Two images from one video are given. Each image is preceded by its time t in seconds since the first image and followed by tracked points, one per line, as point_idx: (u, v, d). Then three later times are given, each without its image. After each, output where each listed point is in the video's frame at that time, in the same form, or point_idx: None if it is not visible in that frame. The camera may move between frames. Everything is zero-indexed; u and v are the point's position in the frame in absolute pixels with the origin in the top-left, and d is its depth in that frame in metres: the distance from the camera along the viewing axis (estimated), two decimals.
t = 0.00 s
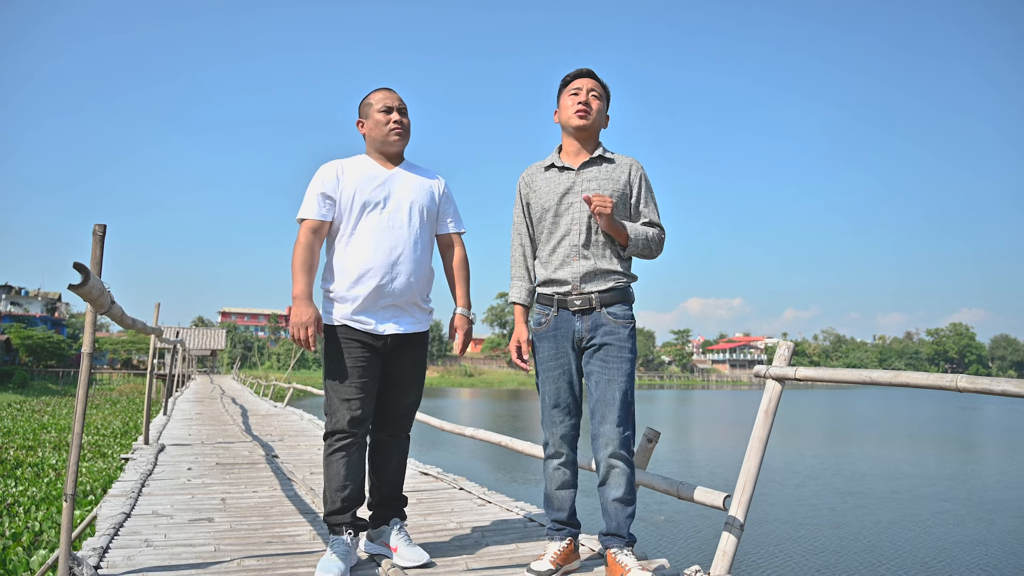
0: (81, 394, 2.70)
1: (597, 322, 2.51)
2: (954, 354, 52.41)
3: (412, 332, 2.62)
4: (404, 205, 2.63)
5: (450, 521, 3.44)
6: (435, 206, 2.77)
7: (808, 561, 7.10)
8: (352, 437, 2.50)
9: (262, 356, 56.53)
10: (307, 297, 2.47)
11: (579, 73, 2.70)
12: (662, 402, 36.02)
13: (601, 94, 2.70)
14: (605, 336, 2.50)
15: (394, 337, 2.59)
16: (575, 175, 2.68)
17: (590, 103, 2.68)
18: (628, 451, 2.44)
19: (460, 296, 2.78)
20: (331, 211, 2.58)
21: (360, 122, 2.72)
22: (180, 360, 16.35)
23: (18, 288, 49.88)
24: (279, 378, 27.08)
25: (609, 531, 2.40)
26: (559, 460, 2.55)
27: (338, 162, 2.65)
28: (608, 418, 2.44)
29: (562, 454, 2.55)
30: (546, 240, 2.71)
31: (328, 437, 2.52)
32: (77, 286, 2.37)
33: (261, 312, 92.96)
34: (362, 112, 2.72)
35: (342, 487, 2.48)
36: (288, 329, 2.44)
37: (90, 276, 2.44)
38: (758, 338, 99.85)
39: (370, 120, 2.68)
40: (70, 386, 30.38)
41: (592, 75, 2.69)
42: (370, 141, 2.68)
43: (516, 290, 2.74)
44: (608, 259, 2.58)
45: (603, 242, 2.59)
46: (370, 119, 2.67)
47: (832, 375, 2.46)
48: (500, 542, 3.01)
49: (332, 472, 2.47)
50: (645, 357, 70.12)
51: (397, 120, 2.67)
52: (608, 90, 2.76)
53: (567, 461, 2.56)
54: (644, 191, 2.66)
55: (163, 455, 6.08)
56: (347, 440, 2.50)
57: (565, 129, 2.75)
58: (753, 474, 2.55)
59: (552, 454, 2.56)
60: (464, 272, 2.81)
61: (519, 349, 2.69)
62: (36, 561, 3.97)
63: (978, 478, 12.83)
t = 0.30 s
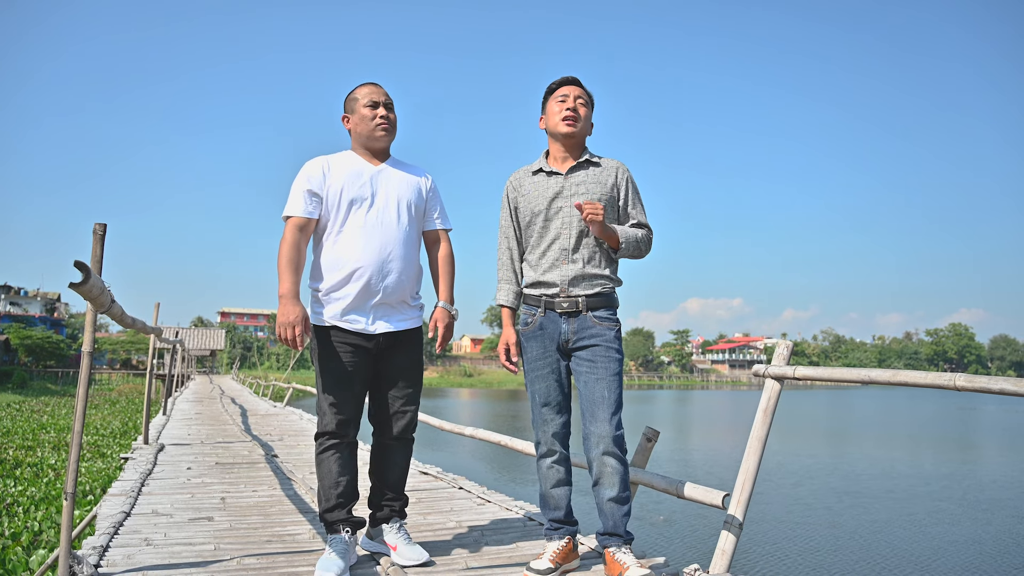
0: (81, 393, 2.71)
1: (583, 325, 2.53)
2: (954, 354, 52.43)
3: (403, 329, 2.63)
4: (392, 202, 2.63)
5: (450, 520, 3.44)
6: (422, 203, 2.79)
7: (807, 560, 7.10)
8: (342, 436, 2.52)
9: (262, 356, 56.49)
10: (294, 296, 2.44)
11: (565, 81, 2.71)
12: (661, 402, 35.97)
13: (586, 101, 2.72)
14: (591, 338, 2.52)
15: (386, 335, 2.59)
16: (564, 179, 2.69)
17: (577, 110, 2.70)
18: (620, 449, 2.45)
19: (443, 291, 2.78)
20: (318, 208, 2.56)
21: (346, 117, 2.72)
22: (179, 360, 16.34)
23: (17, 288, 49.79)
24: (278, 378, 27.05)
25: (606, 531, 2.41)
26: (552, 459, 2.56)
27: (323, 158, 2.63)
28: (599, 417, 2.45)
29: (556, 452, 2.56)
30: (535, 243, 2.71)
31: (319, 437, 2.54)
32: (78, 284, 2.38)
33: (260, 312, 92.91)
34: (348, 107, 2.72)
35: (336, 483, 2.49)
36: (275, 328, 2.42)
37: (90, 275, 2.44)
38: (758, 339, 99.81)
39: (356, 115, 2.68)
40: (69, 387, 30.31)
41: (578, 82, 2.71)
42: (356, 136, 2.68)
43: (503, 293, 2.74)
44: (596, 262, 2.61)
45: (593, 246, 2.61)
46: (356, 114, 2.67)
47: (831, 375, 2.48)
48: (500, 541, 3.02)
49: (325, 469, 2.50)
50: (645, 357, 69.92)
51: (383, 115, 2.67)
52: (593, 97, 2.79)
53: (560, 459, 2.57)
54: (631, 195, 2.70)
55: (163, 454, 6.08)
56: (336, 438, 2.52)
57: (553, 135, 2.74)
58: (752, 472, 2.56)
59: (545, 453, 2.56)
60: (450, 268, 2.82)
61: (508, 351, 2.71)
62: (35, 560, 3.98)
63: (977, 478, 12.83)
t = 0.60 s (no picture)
0: (82, 391, 2.71)
1: (581, 324, 2.54)
2: (954, 354, 52.43)
3: (398, 328, 2.64)
4: (385, 200, 2.64)
5: (450, 519, 3.44)
6: (415, 200, 2.79)
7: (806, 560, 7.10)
8: (339, 436, 2.52)
9: (262, 356, 56.50)
10: (287, 300, 2.44)
11: (561, 80, 2.72)
12: (661, 403, 35.92)
13: (584, 101, 2.73)
14: (590, 336, 2.53)
15: (381, 334, 2.60)
16: (560, 179, 2.69)
17: (574, 109, 2.70)
18: (619, 446, 2.46)
19: (438, 289, 2.79)
20: (310, 210, 2.56)
21: (334, 116, 2.72)
22: (180, 360, 16.34)
23: (17, 288, 49.77)
24: (279, 378, 27.04)
25: (606, 528, 2.41)
26: (551, 456, 2.56)
27: (313, 158, 2.63)
28: (598, 415, 2.46)
29: (554, 450, 2.56)
30: (531, 242, 2.71)
31: (316, 438, 2.55)
32: (79, 282, 2.39)
33: (260, 312, 92.95)
34: (336, 106, 2.72)
35: (334, 483, 2.49)
36: (269, 332, 2.42)
37: (91, 273, 2.45)
38: (758, 339, 99.74)
39: (344, 113, 2.68)
40: (69, 386, 30.30)
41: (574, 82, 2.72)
42: (345, 134, 2.69)
43: (498, 292, 2.73)
44: (592, 261, 2.62)
45: (589, 244, 2.62)
46: (344, 112, 2.67)
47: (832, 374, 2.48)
48: (500, 540, 3.02)
49: (323, 469, 2.50)
50: (645, 357, 69.92)
51: (372, 112, 2.67)
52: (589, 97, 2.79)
53: (558, 456, 2.57)
54: (626, 195, 2.72)
55: (164, 454, 6.08)
56: (332, 438, 2.52)
57: (549, 135, 2.74)
58: (752, 470, 2.56)
59: (544, 451, 2.57)
60: (444, 266, 2.82)
61: (505, 350, 2.70)
62: (36, 559, 3.98)
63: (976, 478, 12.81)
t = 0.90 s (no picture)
0: (81, 391, 2.72)
1: (579, 324, 2.55)
2: (954, 354, 52.37)
3: (397, 327, 2.64)
4: (382, 199, 2.64)
5: (449, 519, 3.45)
6: (412, 197, 2.79)
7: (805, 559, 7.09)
8: (338, 436, 2.52)
9: (261, 356, 56.50)
10: (285, 301, 2.45)
11: (556, 83, 2.73)
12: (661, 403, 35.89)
13: (579, 103, 2.74)
14: (587, 336, 2.55)
15: (380, 334, 2.61)
16: (557, 181, 2.70)
17: (570, 110, 2.70)
18: (617, 444, 2.47)
19: (437, 288, 2.79)
20: (306, 210, 2.56)
21: (328, 115, 2.72)
22: (180, 359, 16.33)
23: (17, 288, 49.72)
24: (278, 378, 27.01)
25: (604, 526, 2.42)
26: (549, 455, 2.57)
27: (308, 157, 2.62)
28: (596, 413, 2.46)
29: (552, 448, 2.57)
30: (529, 242, 2.71)
31: (314, 438, 2.55)
32: (78, 281, 2.39)
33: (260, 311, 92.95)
34: (329, 104, 2.72)
35: (333, 483, 2.49)
36: (266, 334, 2.42)
37: (91, 272, 2.45)
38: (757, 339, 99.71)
39: (338, 111, 2.69)
40: (69, 386, 30.28)
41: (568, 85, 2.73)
42: (339, 133, 2.68)
43: (497, 292, 2.71)
44: (590, 262, 2.63)
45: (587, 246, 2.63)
46: (338, 110, 2.68)
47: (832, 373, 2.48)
48: (499, 539, 3.02)
49: (322, 469, 2.50)
50: (644, 357, 69.92)
51: (366, 110, 2.67)
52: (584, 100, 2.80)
53: (557, 455, 2.58)
54: (620, 197, 2.75)
55: (163, 453, 6.07)
56: (331, 438, 2.52)
57: (545, 136, 2.75)
58: (751, 469, 2.56)
59: (542, 449, 2.57)
60: (442, 264, 2.83)
61: (503, 350, 2.69)
62: (35, 559, 3.98)
63: (976, 477, 12.78)
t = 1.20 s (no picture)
0: (82, 390, 2.72)
1: (582, 324, 2.56)
2: (954, 354, 52.33)
3: (396, 327, 2.65)
4: (380, 198, 2.64)
5: (449, 518, 3.46)
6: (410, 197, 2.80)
7: (804, 559, 7.09)
8: (338, 436, 2.53)
9: (261, 356, 56.50)
10: (287, 301, 2.44)
11: (557, 84, 2.74)
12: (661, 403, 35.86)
13: (581, 105, 2.75)
14: (590, 335, 2.56)
15: (380, 334, 2.61)
16: (560, 183, 2.70)
17: (573, 111, 2.71)
18: (618, 442, 2.47)
19: (434, 287, 2.79)
20: (306, 209, 2.56)
21: (328, 113, 2.73)
22: (180, 359, 16.32)
23: (17, 288, 49.67)
24: (278, 378, 26.99)
25: (605, 523, 2.42)
26: (549, 455, 2.57)
27: (308, 156, 2.63)
28: (597, 411, 2.47)
29: (553, 449, 2.57)
30: (531, 244, 2.71)
31: (315, 438, 2.55)
32: (79, 281, 2.39)
33: (259, 312, 92.98)
34: (329, 102, 2.72)
35: (333, 483, 2.50)
36: (270, 334, 2.42)
37: (92, 272, 2.45)
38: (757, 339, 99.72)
39: (337, 110, 2.69)
40: (69, 386, 30.27)
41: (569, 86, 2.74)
42: (338, 132, 2.69)
43: (496, 293, 2.70)
44: (591, 265, 2.66)
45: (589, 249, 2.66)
46: (337, 109, 2.68)
47: (832, 373, 2.49)
48: (499, 539, 3.03)
49: (322, 469, 2.50)
50: (644, 357, 69.93)
51: (365, 109, 2.68)
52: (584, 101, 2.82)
53: (557, 455, 2.58)
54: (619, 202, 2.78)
55: (163, 453, 6.07)
56: (331, 438, 2.52)
57: (547, 136, 2.75)
58: (751, 469, 2.57)
59: (543, 450, 2.58)
60: (440, 264, 2.83)
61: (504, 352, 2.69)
62: (35, 559, 3.99)
63: (976, 477, 12.76)
